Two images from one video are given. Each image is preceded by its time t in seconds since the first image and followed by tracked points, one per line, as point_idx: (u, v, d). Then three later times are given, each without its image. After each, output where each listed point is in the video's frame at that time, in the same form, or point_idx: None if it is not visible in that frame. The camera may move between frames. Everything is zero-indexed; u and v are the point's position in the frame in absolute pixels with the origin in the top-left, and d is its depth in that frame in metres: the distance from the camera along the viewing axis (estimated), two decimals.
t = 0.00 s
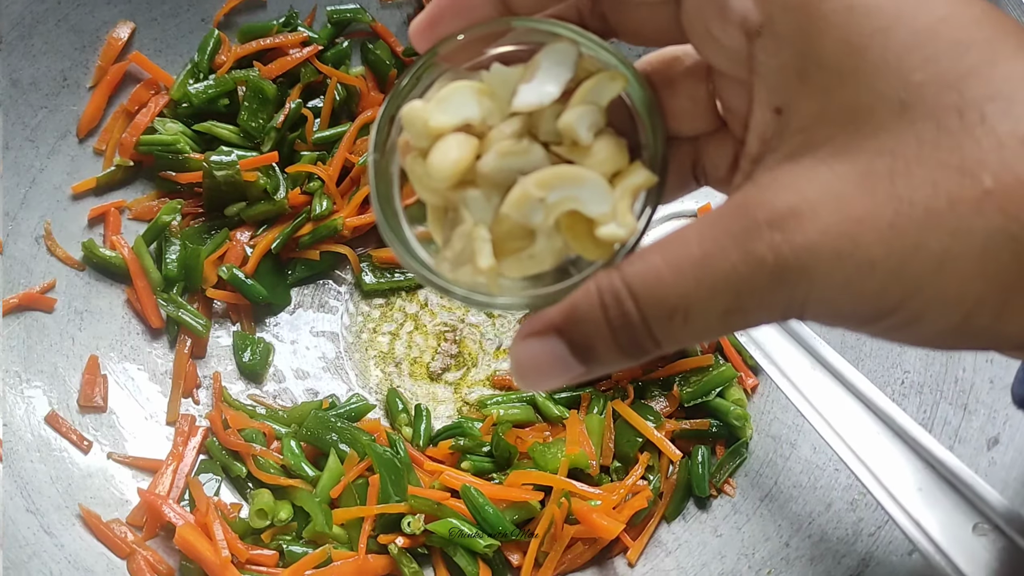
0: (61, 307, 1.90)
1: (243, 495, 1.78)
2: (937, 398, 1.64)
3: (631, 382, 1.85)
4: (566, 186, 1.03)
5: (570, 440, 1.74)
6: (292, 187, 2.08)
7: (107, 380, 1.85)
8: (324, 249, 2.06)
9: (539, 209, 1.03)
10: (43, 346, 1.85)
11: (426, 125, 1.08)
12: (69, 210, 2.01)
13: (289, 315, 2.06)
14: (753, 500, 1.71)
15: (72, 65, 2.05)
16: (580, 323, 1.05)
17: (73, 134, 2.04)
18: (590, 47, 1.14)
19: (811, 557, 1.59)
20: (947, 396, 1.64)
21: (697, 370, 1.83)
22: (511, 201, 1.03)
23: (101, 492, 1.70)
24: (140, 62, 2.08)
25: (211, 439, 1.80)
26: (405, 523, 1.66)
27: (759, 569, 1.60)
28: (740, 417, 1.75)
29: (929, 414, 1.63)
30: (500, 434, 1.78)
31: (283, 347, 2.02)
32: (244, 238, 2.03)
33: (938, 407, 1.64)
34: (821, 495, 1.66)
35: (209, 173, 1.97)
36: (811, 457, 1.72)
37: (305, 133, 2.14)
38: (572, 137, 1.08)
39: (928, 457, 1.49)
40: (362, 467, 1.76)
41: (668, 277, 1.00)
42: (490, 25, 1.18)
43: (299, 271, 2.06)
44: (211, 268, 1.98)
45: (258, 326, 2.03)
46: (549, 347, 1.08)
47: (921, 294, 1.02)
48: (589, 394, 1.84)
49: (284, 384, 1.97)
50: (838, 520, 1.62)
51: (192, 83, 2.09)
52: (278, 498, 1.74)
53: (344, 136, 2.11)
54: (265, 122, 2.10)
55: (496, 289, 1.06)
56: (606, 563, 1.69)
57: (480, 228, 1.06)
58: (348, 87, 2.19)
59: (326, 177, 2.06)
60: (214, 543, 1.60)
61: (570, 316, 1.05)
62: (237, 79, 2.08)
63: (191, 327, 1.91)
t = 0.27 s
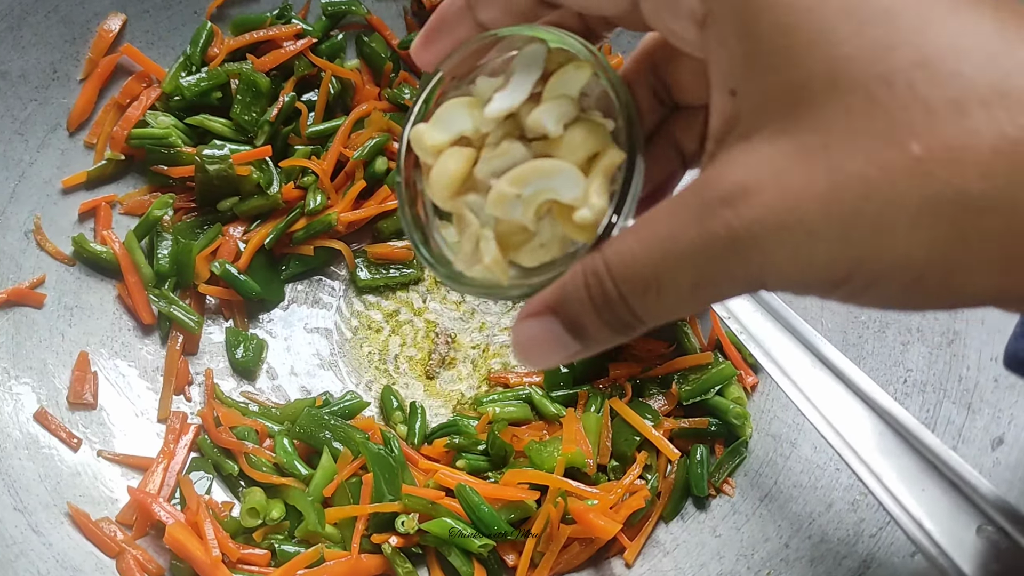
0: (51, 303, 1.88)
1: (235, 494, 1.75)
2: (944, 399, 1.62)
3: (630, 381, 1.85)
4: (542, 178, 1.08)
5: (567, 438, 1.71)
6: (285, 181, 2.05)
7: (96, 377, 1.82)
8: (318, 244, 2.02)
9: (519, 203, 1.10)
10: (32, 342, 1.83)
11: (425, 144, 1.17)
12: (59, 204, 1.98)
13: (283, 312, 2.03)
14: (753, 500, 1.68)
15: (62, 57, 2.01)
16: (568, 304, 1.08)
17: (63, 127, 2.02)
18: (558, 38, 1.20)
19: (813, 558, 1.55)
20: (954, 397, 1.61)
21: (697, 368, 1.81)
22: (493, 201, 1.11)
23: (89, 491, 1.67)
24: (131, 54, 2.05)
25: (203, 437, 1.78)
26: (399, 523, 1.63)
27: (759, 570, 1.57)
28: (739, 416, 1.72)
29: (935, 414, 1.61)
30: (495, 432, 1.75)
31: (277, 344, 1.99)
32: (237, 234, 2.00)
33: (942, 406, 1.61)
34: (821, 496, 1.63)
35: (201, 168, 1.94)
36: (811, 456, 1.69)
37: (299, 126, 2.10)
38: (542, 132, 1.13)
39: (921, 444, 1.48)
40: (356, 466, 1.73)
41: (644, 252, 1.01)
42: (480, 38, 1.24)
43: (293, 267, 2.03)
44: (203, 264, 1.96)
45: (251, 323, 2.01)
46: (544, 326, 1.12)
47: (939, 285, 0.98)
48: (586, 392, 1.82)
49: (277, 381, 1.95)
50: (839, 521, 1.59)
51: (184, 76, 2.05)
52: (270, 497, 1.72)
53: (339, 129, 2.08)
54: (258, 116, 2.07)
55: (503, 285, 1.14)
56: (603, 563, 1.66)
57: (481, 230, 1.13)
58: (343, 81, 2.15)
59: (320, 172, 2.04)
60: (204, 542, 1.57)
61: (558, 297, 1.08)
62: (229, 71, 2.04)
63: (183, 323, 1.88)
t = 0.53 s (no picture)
0: (45, 300, 1.87)
1: (229, 493, 1.74)
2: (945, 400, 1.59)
3: (629, 381, 1.85)
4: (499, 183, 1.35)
5: (564, 439, 1.69)
6: (282, 178, 2.02)
7: (90, 375, 1.81)
8: (315, 241, 2.01)
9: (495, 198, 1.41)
10: (25, 340, 1.81)
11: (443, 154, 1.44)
12: (54, 201, 1.97)
13: (279, 309, 2.01)
14: (751, 502, 1.66)
15: (57, 52, 1.99)
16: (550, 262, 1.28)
17: (58, 123, 2.00)
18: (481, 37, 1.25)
19: (811, 562, 1.53)
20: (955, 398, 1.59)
21: (696, 369, 1.80)
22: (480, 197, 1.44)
23: (82, 490, 1.66)
24: (127, 49, 2.04)
25: (197, 436, 1.77)
26: (394, 524, 1.62)
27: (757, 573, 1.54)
28: (739, 417, 1.71)
29: (935, 415, 1.59)
30: (492, 432, 1.73)
31: (273, 342, 1.98)
32: (234, 231, 1.98)
33: (944, 409, 1.58)
34: (821, 499, 1.60)
35: (197, 164, 1.93)
36: (811, 458, 1.66)
37: (296, 122, 2.08)
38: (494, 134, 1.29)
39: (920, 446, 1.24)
40: (351, 467, 1.71)
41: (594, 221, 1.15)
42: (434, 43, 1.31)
43: (290, 264, 2.01)
44: (199, 261, 1.92)
45: (247, 320, 1.99)
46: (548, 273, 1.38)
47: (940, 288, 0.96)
48: (585, 392, 1.81)
49: (273, 380, 1.93)
50: (839, 524, 1.56)
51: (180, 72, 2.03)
52: (265, 497, 1.70)
53: (337, 126, 2.07)
54: (255, 112, 2.05)
55: (530, 250, 1.46)
56: (600, 566, 1.65)
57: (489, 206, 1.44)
58: (341, 76, 2.14)
59: (318, 169, 2.02)
60: (197, 543, 1.56)
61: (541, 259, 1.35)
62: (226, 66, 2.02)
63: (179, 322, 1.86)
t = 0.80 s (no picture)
0: (49, 298, 1.87)
1: (233, 492, 1.74)
2: (949, 401, 1.59)
3: (632, 381, 1.84)
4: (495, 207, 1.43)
5: (568, 439, 1.69)
6: (286, 176, 2.03)
7: (94, 373, 1.81)
8: (319, 240, 2.01)
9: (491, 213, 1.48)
10: (29, 338, 1.81)
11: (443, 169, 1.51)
12: (58, 199, 1.97)
13: (283, 307, 2.02)
14: (755, 504, 1.65)
15: (62, 50, 1.99)
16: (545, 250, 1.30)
17: (63, 121, 2.00)
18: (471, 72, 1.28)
19: (814, 565, 1.51)
20: (959, 399, 1.58)
21: (701, 369, 1.79)
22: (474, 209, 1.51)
23: (86, 489, 1.66)
24: (132, 47, 2.04)
25: (201, 435, 1.77)
26: (397, 524, 1.62)
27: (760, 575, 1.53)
28: (743, 418, 1.70)
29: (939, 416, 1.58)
30: (496, 433, 1.73)
31: (276, 341, 1.98)
32: (238, 229, 1.98)
33: (948, 411, 1.58)
34: (825, 501, 1.58)
35: (202, 163, 1.92)
36: (815, 460, 1.65)
37: (300, 121, 2.08)
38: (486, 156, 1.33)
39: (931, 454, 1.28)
40: (354, 465, 1.72)
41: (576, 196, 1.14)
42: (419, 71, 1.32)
43: (294, 263, 2.01)
44: (203, 260, 1.93)
45: (251, 319, 1.99)
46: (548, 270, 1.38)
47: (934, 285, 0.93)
48: (588, 392, 1.81)
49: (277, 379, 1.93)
50: (842, 527, 1.54)
51: (185, 69, 2.04)
52: (268, 496, 1.70)
53: (341, 124, 2.07)
54: (260, 110, 2.05)
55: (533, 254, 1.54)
56: (602, 566, 1.65)
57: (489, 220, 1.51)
58: (345, 75, 2.14)
59: (322, 168, 2.02)
60: (201, 542, 1.56)
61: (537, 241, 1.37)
62: (231, 65, 2.02)
63: (182, 320, 1.87)
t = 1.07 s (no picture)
0: (51, 291, 1.88)
1: (233, 485, 1.74)
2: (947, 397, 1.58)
3: (631, 376, 1.85)
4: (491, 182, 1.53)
5: (567, 433, 1.70)
6: (287, 171, 2.03)
7: (96, 366, 1.82)
8: (320, 235, 2.02)
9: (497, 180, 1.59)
10: (31, 331, 1.82)
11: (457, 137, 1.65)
12: (60, 192, 1.97)
13: (284, 301, 2.02)
14: (753, 499, 1.66)
15: (65, 45, 2.01)
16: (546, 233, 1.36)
17: (66, 115, 2.01)
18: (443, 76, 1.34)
19: (811, 559, 1.52)
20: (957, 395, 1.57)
21: (700, 364, 1.80)
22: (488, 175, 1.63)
23: (87, 481, 1.67)
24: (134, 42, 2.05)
25: (202, 428, 1.78)
26: (396, 517, 1.64)
27: (758, 569, 1.54)
28: (741, 413, 1.71)
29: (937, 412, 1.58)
30: (495, 427, 1.74)
31: (277, 335, 1.98)
32: (239, 223, 1.99)
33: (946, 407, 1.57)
34: (822, 496, 1.59)
35: (204, 157, 1.93)
36: (813, 455, 1.66)
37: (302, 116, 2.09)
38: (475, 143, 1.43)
39: (925, 446, 1.28)
40: (353, 459, 1.72)
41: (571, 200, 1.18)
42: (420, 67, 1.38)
43: (295, 257, 2.02)
44: (204, 254, 1.94)
45: (251, 313, 2.00)
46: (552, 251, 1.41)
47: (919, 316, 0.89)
48: (588, 387, 1.82)
49: (277, 372, 1.94)
50: (840, 522, 1.55)
51: (187, 64, 2.05)
52: (268, 489, 1.71)
53: (342, 120, 2.08)
54: (261, 105, 2.05)
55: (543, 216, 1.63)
56: (601, 561, 1.65)
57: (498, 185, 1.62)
58: (347, 70, 2.15)
59: (324, 162, 2.02)
60: (201, 535, 1.57)
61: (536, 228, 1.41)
62: (233, 60, 2.03)
63: (183, 314, 1.87)
